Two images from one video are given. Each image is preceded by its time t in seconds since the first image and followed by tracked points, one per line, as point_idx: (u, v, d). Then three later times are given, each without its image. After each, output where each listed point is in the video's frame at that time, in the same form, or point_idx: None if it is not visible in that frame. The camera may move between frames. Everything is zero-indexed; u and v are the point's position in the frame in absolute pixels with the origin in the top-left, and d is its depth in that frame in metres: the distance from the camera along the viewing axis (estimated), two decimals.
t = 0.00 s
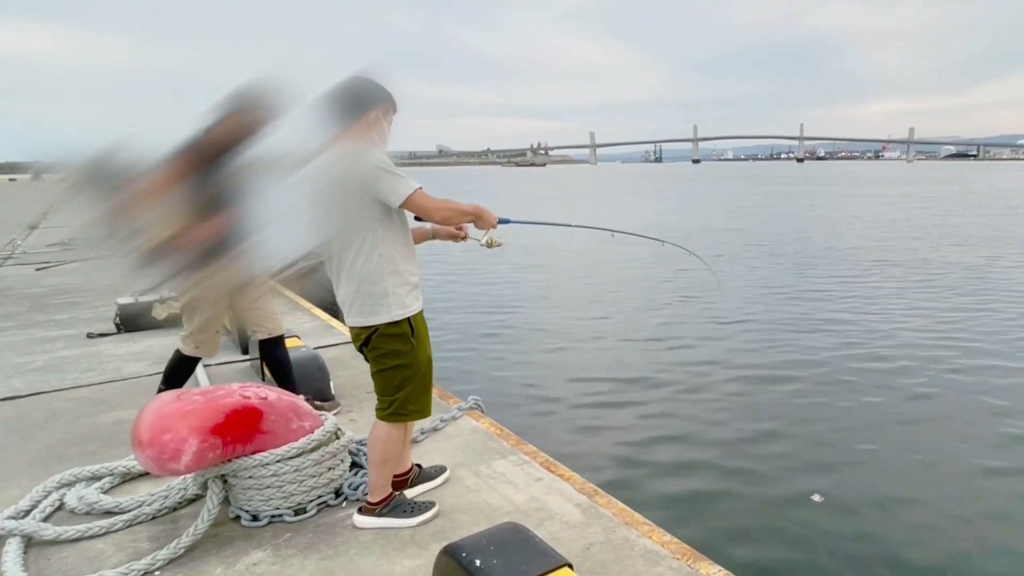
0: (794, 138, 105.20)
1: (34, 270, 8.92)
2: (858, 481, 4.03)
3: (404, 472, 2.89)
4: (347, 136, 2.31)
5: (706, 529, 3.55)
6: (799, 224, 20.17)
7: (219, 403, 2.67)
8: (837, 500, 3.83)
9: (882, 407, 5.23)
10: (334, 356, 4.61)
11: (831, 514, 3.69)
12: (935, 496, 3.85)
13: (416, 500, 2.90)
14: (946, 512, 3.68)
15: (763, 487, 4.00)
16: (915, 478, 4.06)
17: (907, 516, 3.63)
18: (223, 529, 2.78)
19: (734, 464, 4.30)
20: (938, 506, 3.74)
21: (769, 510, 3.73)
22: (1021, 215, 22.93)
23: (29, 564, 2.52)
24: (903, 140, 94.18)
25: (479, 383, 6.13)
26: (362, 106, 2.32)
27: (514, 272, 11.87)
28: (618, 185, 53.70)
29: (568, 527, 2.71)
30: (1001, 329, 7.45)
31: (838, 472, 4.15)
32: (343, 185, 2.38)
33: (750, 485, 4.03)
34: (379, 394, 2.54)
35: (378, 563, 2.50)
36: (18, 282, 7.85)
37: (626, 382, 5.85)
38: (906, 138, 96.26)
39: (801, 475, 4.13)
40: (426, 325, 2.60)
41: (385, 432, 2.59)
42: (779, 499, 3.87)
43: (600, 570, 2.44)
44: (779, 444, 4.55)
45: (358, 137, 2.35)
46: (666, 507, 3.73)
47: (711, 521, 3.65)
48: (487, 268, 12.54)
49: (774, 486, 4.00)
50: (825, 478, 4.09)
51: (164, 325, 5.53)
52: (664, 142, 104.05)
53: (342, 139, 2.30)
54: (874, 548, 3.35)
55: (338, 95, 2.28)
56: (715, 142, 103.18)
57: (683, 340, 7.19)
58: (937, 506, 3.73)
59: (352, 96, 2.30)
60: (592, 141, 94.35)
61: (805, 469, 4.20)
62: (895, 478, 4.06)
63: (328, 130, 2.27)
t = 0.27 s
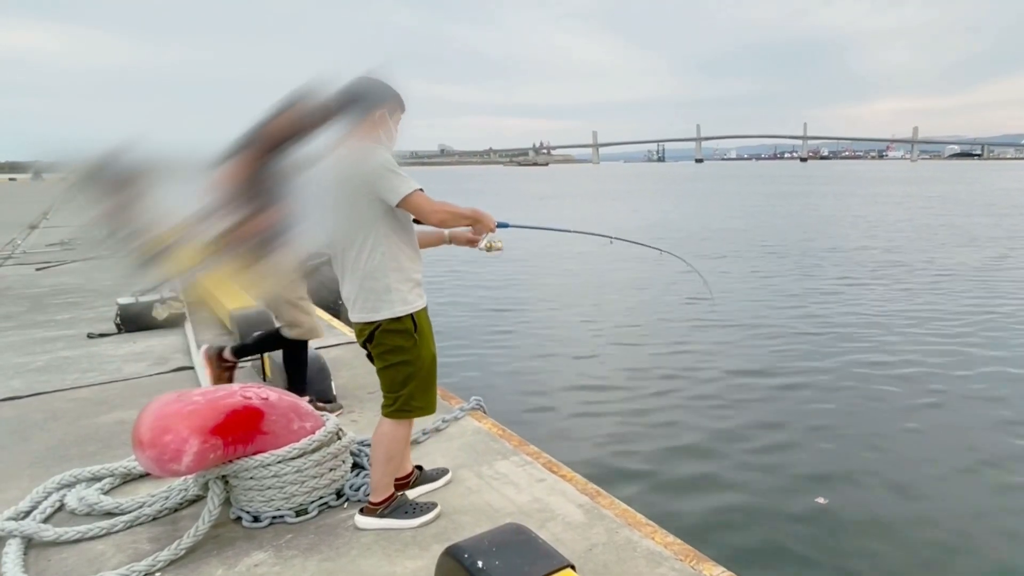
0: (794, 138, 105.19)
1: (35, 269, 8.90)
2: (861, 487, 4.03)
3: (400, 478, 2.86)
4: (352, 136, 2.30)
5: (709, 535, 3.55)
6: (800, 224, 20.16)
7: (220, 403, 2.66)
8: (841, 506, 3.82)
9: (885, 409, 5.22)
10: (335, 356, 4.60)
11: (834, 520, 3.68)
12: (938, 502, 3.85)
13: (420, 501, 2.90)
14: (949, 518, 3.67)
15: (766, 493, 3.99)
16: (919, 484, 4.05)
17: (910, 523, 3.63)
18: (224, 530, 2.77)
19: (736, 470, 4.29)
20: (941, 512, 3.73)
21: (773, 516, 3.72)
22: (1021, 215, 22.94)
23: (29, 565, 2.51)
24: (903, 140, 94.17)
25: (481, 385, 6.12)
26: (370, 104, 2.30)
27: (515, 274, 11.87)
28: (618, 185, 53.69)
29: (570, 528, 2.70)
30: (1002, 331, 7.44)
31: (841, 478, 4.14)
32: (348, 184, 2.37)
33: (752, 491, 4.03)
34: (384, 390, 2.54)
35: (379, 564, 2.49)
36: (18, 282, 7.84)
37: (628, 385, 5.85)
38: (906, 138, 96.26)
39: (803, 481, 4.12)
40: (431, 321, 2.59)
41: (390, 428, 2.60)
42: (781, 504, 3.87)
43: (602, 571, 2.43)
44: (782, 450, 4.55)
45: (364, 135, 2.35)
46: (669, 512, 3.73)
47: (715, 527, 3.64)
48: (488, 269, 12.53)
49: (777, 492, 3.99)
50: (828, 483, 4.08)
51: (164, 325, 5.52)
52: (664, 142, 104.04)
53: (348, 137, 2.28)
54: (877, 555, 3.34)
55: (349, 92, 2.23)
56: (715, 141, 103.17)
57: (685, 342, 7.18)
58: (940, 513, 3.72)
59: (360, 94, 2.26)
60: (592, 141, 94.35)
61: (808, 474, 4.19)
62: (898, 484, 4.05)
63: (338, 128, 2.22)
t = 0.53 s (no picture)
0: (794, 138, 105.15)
1: (35, 269, 8.90)
2: (864, 491, 4.02)
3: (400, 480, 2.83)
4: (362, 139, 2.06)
5: (712, 539, 3.54)
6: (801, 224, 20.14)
7: (221, 403, 2.65)
8: (844, 510, 3.81)
9: (887, 412, 5.21)
10: (336, 357, 4.58)
11: (837, 524, 3.68)
12: (941, 506, 3.84)
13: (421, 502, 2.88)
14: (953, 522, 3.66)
15: (768, 496, 3.98)
16: (921, 488, 4.05)
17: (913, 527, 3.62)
18: (225, 531, 2.76)
19: (739, 474, 4.29)
20: (945, 517, 3.73)
21: (775, 520, 3.70)
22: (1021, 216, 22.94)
23: (29, 567, 2.50)
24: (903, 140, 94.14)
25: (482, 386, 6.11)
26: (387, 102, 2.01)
27: (515, 275, 11.86)
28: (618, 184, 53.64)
29: (572, 529, 2.68)
30: (1004, 331, 7.43)
31: (844, 482, 4.13)
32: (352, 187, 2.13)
33: (755, 495, 4.02)
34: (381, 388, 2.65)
35: (381, 565, 2.48)
36: (18, 282, 7.83)
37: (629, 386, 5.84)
38: (906, 138, 96.26)
39: (806, 485, 4.11)
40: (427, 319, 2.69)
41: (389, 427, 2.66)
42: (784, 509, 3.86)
43: (605, 573, 2.42)
44: (785, 452, 4.53)
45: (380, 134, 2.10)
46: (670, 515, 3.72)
47: (718, 532, 3.63)
48: (488, 269, 12.52)
49: (780, 496, 3.98)
50: (831, 487, 4.08)
51: (165, 325, 5.50)
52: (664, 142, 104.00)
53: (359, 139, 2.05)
54: (880, 560, 3.34)
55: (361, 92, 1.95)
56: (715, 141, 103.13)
57: (686, 343, 7.18)
58: (943, 518, 3.72)
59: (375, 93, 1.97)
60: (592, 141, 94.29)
61: (811, 478, 4.18)
62: (901, 488, 4.04)
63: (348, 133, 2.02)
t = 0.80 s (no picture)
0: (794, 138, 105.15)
1: (35, 268, 8.89)
2: (866, 495, 4.01)
3: (401, 481, 2.83)
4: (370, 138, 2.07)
5: (714, 542, 3.53)
6: (801, 224, 20.13)
7: (222, 403, 2.64)
8: (846, 514, 3.81)
9: (889, 414, 5.20)
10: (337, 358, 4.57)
11: (840, 528, 3.67)
12: (944, 510, 3.83)
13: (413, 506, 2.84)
14: (956, 526, 3.66)
15: (771, 500, 3.98)
16: (924, 492, 4.04)
17: (916, 532, 3.62)
18: (226, 532, 2.74)
19: (741, 477, 4.28)
20: (948, 521, 3.72)
21: (777, 524, 3.70)
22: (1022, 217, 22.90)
23: (29, 568, 2.48)
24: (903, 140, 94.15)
25: (483, 388, 6.10)
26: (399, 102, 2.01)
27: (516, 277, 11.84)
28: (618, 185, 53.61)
29: (575, 530, 2.67)
30: (1006, 334, 7.42)
31: (846, 486, 4.13)
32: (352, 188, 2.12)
33: (757, 498, 4.01)
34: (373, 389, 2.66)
35: (383, 566, 2.46)
36: (18, 282, 7.81)
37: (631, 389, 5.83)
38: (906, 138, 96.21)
39: (808, 489, 4.11)
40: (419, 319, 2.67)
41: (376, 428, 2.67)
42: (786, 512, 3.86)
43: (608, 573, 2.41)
44: (787, 456, 4.53)
45: (387, 134, 2.10)
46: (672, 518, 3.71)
47: (720, 536, 3.62)
48: (489, 270, 12.50)
49: (782, 499, 3.98)
50: (833, 491, 4.07)
51: (166, 325, 5.49)
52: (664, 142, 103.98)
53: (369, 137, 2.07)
54: (883, 563, 3.33)
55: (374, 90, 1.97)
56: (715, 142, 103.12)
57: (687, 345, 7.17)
58: (946, 522, 3.71)
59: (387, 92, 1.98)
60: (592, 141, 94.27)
61: (813, 482, 4.17)
62: (904, 492, 4.04)
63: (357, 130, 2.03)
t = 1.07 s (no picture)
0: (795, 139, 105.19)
1: (35, 268, 8.88)
2: (869, 496, 4.00)
3: (402, 482, 2.83)
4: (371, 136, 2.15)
5: (716, 545, 3.52)
6: (802, 224, 20.12)
7: (223, 404, 2.63)
8: (849, 515, 3.80)
9: (891, 414, 5.19)
10: (339, 358, 4.55)
11: (842, 529, 3.66)
12: (947, 511, 3.82)
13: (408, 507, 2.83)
14: (958, 528, 3.64)
15: (773, 501, 3.97)
16: (926, 493, 4.03)
17: (918, 533, 3.61)
18: (227, 533, 2.73)
19: (743, 478, 4.27)
20: (950, 522, 3.71)
21: (779, 526, 3.69)
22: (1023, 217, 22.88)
23: (29, 569, 2.47)
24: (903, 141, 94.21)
25: (485, 389, 6.09)
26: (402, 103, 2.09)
27: (517, 277, 11.83)
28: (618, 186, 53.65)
29: (578, 531, 2.66)
30: (1008, 334, 7.40)
31: (848, 487, 4.12)
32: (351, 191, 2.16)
33: (759, 499, 4.00)
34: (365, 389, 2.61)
35: (384, 568, 2.45)
36: (18, 282, 7.80)
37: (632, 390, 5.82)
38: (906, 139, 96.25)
39: (810, 489, 4.10)
40: (413, 322, 2.63)
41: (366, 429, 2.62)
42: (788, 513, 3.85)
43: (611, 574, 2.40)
44: (789, 456, 4.52)
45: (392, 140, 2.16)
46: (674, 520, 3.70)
47: (722, 538, 3.62)
48: (490, 270, 12.49)
49: (785, 500, 3.97)
50: (835, 492, 4.06)
51: (166, 326, 5.48)
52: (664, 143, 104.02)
53: (371, 137, 2.15)
54: (886, 565, 3.32)
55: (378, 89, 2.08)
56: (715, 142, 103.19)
57: (688, 347, 7.16)
58: (949, 523, 3.70)
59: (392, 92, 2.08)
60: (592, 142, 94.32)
61: (815, 483, 4.16)
62: (906, 493, 4.03)
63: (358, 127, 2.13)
